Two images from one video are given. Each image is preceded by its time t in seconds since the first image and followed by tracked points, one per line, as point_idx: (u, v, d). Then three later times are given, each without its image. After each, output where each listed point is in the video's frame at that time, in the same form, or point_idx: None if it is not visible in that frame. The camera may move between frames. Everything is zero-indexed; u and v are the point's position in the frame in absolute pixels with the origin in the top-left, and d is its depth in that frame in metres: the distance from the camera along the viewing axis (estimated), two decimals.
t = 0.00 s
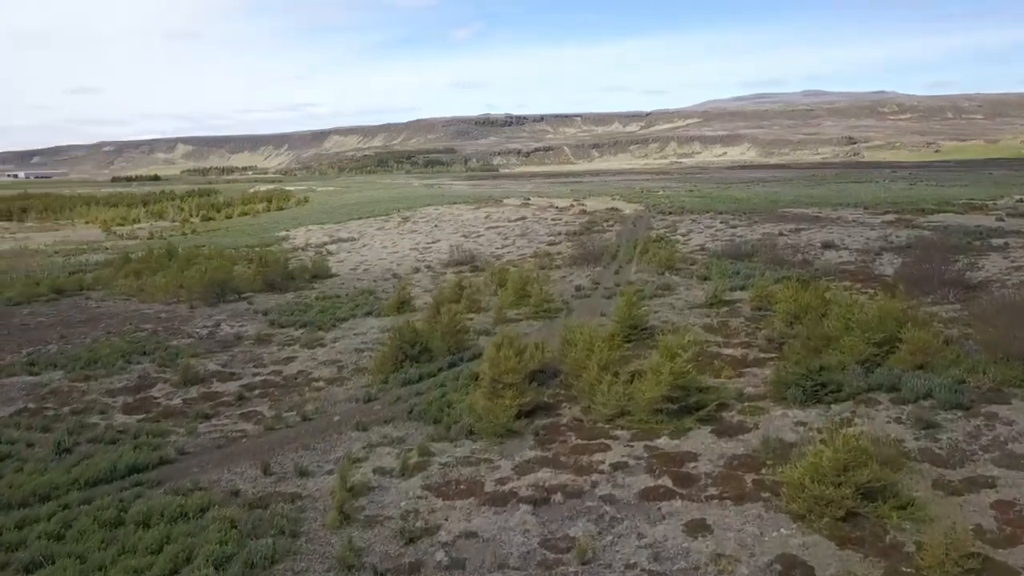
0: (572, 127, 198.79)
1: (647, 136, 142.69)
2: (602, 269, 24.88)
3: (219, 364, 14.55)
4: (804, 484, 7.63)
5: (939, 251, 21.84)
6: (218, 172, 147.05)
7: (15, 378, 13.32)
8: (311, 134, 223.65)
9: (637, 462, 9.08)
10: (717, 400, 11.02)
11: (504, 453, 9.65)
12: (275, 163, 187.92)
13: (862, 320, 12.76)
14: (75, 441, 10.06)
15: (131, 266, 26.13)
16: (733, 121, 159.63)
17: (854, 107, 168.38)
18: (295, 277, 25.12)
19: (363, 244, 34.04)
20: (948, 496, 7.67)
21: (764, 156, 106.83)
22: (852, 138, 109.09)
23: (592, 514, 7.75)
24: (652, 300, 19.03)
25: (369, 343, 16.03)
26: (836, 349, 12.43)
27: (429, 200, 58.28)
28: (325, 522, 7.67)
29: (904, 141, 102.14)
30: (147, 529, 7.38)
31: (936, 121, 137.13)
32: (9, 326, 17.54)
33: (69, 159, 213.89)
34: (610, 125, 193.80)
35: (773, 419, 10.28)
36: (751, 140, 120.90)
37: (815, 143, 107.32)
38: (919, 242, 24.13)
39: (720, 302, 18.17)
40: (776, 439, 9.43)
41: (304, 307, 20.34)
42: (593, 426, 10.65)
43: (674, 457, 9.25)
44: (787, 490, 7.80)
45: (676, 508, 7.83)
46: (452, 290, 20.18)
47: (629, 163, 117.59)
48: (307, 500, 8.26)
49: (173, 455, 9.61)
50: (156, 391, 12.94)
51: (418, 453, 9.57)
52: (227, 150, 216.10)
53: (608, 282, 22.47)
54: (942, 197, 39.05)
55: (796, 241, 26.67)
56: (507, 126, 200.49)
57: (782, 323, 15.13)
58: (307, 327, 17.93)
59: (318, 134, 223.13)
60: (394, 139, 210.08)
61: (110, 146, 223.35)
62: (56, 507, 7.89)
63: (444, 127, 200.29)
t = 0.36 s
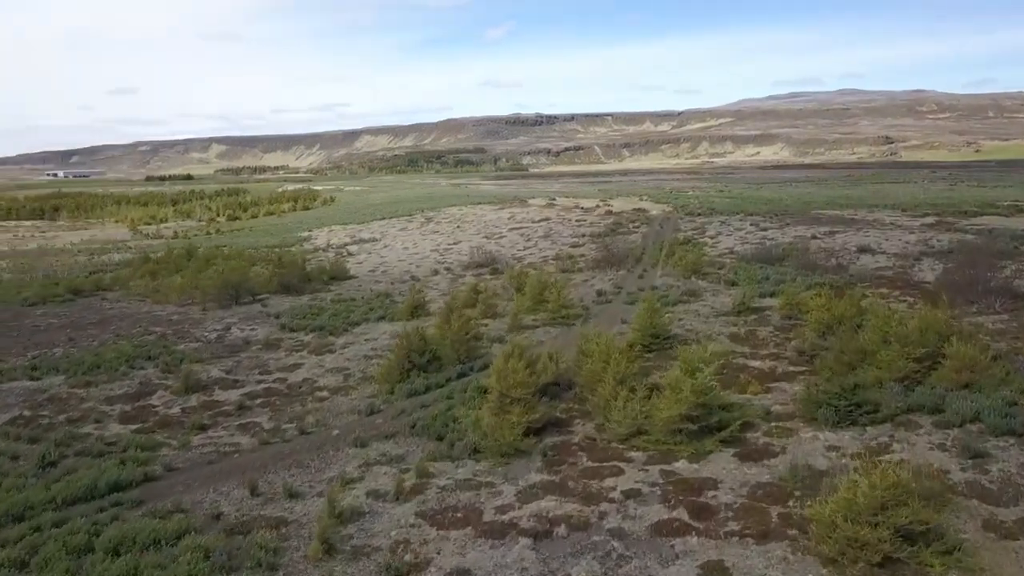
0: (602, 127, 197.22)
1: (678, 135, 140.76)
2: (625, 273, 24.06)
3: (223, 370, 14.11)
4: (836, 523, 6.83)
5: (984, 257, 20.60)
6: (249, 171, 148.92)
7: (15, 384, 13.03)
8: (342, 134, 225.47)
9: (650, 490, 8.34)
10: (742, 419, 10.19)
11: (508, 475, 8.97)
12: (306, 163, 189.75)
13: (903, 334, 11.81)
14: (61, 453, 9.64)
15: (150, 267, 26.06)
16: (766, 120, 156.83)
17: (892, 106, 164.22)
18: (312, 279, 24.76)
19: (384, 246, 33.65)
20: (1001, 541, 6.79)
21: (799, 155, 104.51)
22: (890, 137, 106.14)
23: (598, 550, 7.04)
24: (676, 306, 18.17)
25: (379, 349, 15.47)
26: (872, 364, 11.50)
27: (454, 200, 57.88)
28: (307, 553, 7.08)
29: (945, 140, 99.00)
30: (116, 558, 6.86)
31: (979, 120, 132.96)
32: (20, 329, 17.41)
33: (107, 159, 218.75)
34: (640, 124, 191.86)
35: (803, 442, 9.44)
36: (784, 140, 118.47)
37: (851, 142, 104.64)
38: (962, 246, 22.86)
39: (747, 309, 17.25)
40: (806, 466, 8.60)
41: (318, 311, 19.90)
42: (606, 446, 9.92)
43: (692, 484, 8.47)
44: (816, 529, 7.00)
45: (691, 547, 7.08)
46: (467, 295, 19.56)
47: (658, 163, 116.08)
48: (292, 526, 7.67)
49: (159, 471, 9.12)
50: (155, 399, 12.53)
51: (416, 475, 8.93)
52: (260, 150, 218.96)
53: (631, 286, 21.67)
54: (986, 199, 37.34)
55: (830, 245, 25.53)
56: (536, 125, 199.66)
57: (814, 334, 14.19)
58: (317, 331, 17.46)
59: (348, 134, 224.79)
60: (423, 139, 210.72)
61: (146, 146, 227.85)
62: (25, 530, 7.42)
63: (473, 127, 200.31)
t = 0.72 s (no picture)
0: (626, 126, 195.46)
1: (703, 134, 138.78)
2: (643, 276, 23.24)
3: (219, 378, 13.64)
4: (860, 569, 6.06)
5: None
6: (274, 171, 150.07)
7: (6, 390, 12.69)
8: (366, 134, 226.63)
9: (655, 521, 7.61)
10: (760, 440, 9.40)
11: (503, 501, 8.29)
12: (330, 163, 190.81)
13: (937, 348, 10.91)
14: (35, 468, 9.19)
15: (161, 268, 25.87)
16: (794, 119, 154.06)
17: (924, 104, 160.33)
18: (322, 283, 24.36)
19: (399, 247, 33.18)
20: None
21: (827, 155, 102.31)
22: (923, 136, 103.38)
23: None
24: (694, 312, 17.35)
25: (381, 356, 14.89)
26: (903, 381, 10.63)
27: (474, 200, 57.33)
28: None
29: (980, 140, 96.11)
30: None
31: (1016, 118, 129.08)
32: (23, 332, 17.16)
33: (137, 158, 222.33)
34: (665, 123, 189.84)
35: (825, 468, 8.65)
36: (813, 139, 116.16)
37: (882, 142, 102.23)
38: (1000, 251, 21.67)
39: (769, 317, 16.38)
40: (828, 497, 7.81)
41: (325, 314, 19.44)
42: (611, 468, 9.21)
43: (702, 515, 7.72)
44: None
45: None
46: (477, 299, 18.92)
47: (683, 162, 114.49)
48: (263, 556, 7.09)
49: (133, 490, 8.60)
50: (145, 407, 12.09)
51: (403, 498, 8.29)
52: (285, 150, 220.80)
53: (648, 290, 20.89)
54: None
55: (859, 248, 24.44)
56: (560, 124, 198.57)
57: (840, 345, 13.31)
58: (321, 337, 16.95)
59: (372, 134, 225.79)
60: (446, 138, 210.80)
61: (175, 146, 231.05)
62: None
63: (497, 127, 199.84)
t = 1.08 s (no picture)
0: (650, 125, 193.59)
1: (728, 134, 136.80)
2: (661, 280, 22.43)
3: (214, 386, 13.15)
4: None
5: None
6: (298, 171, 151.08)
7: None
8: (388, 134, 227.34)
9: (660, 560, 6.92)
10: (778, 465, 8.64)
11: (495, 531, 7.64)
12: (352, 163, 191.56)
13: (975, 366, 10.03)
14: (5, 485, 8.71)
15: (171, 269, 25.64)
16: (821, 119, 151.35)
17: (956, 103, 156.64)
18: (331, 286, 23.93)
19: (413, 249, 32.68)
20: None
21: (855, 155, 100.20)
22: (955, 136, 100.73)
23: None
24: (712, 320, 16.53)
25: (383, 364, 14.33)
26: (937, 401, 9.79)
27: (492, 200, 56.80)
28: None
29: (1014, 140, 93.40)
30: None
31: None
32: (24, 335, 16.89)
33: (163, 157, 225.28)
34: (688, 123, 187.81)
35: (851, 500, 7.88)
36: (840, 139, 113.91)
37: (912, 142, 99.90)
38: None
39: (792, 325, 15.52)
40: (854, 535, 7.05)
41: (330, 319, 18.94)
42: (615, 494, 8.51)
43: (713, 554, 6.99)
44: None
45: None
46: (486, 304, 18.28)
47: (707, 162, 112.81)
48: None
49: (103, 512, 8.08)
50: (133, 417, 11.62)
51: (387, 527, 7.68)
52: (309, 149, 222.44)
53: (665, 295, 20.11)
54: None
55: (887, 252, 23.39)
56: (582, 124, 197.41)
57: (867, 359, 12.45)
58: (323, 343, 16.44)
59: (394, 134, 226.50)
60: (468, 138, 210.70)
61: (200, 145, 233.92)
62: None
63: (519, 126, 199.24)
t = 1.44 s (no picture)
0: (679, 125, 191.23)
1: (759, 133, 134.46)
2: (684, 285, 21.56)
3: (211, 394, 12.70)
4: None
5: None
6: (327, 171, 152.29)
7: None
8: (416, 134, 228.13)
9: None
10: (802, 495, 7.84)
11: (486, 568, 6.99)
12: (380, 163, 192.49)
13: None
14: None
15: (186, 270, 25.49)
16: (856, 118, 147.90)
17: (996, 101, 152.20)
18: (345, 289, 23.50)
19: (432, 250, 32.18)
20: None
21: (890, 155, 97.57)
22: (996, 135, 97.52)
23: None
24: (735, 329, 15.68)
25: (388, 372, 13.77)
26: (981, 426, 8.89)
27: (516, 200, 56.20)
28: None
29: None
30: None
31: None
32: (30, 337, 16.71)
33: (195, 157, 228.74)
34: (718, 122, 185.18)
35: (883, 540, 7.07)
36: (875, 138, 111.12)
37: (950, 141, 97.01)
38: None
39: (821, 335, 14.60)
40: None
41: (340, 323, 18.47)
42: (621, 525, 7.79)
43: None
44: None
45: None
46: (499, 309, 17.64)
47: (738, 161, 110.82)
48: None
49: (72, 535, 7.59)
50: (125, 426, 11.20)
51: (369, 559, 7.09)
52: (338, 149, 224.24)
53: (687, 301, 19.27)
54: None
55: (925, 257, 22.21)
56: (610, 123, 195.82)
57: (902, 375, 11.53)
58: (329, 349, 15.96)
59: (422, 134, 227.22)
60: (496, 138, 210.42)
61: (232, 145, 237.28)
62: None
63: (546, 126, 198.39)
